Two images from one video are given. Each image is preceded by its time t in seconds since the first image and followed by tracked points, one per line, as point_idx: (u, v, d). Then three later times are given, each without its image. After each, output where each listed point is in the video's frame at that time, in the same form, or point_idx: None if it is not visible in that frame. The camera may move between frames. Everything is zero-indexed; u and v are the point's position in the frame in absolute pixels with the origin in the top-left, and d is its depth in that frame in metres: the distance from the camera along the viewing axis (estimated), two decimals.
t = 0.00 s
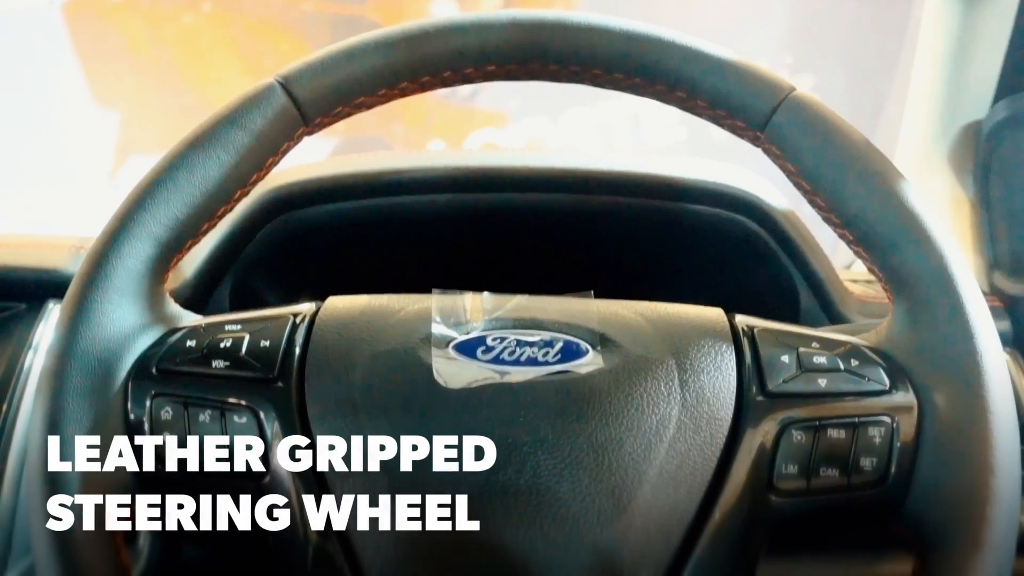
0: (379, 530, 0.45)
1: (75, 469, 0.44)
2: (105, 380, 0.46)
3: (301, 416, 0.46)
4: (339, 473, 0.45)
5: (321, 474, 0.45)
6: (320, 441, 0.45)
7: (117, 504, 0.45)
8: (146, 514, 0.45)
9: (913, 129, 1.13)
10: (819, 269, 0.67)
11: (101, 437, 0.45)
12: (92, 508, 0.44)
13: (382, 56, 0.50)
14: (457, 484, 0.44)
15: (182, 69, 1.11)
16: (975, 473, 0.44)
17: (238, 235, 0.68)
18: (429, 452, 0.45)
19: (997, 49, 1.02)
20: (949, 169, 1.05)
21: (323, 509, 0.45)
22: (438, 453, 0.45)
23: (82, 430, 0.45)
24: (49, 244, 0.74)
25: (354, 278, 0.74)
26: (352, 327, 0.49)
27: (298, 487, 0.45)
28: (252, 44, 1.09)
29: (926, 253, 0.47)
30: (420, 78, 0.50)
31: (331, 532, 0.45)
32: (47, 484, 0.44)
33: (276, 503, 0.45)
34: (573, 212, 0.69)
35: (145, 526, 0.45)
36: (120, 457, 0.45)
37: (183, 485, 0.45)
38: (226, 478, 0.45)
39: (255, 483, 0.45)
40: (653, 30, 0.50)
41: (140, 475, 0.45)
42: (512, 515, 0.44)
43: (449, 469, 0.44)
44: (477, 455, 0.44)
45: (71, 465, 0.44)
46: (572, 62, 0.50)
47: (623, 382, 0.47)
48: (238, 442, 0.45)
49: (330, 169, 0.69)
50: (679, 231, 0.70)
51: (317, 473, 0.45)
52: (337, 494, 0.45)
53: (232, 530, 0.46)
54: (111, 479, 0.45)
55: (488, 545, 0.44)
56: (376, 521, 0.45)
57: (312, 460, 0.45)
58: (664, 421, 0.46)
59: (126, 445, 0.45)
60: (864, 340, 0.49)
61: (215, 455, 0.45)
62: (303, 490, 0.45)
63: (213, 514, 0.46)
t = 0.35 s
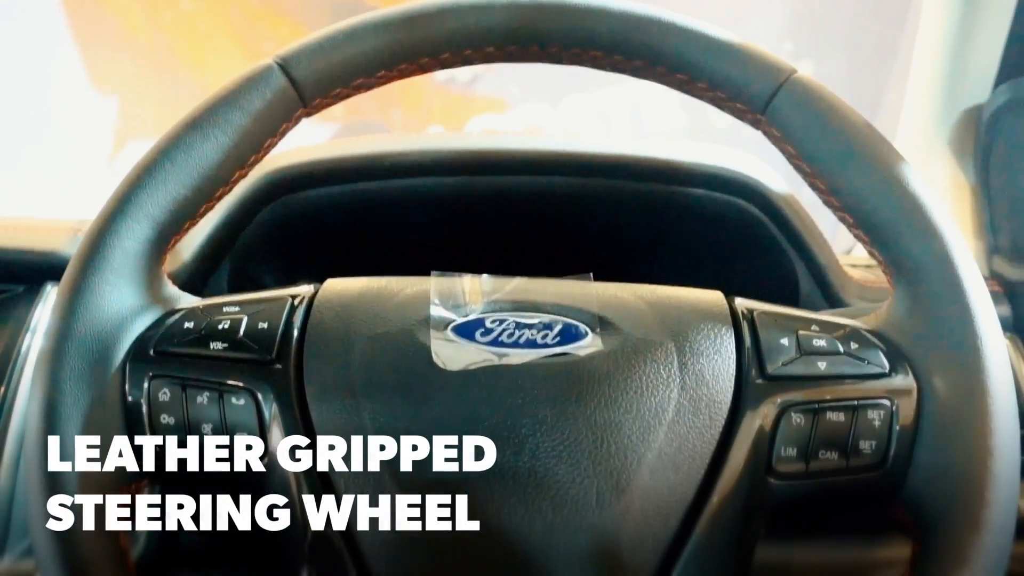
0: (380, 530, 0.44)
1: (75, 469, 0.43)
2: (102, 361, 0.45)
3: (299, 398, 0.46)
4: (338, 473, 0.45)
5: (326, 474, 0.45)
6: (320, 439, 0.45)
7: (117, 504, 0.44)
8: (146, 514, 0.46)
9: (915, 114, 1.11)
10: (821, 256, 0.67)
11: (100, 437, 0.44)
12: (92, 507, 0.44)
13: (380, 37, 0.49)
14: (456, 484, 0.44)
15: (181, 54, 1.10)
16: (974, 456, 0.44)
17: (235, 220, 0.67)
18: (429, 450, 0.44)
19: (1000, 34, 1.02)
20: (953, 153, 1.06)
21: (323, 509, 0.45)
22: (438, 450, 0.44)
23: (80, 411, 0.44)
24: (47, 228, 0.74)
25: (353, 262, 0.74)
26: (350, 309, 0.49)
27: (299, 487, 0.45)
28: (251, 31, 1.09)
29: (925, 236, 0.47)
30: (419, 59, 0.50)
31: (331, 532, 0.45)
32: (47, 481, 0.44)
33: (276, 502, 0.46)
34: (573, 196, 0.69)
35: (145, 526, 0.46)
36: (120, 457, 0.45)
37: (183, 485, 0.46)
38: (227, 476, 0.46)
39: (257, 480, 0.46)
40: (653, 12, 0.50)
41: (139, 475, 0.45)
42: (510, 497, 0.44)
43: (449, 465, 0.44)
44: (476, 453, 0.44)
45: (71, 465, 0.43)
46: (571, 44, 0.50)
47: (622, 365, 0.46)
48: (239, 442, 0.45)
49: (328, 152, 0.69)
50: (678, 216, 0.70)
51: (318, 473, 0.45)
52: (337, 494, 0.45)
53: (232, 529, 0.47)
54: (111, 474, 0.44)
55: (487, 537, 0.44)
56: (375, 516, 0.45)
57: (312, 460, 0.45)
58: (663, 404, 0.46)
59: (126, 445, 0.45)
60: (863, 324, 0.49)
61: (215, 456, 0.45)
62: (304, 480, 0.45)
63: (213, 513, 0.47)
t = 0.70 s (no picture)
0: (379, 530, 0.45)
1: (74, 469, 0.44)
2: (101, 349, 0.45)
3: (297, 386, 0.46)
4: (339, 472, 0.45)
5: (329, 473, 0.45)
6: (320, 439, 0.45)
7: (117, 504, 0.44)
8: (146, 514, 0.46)
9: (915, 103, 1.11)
10: (822, 253, 0.67)
11: (100, 437, 0.44)
12: (92, 507, 0.44)
13: (380, 25, 0.49)
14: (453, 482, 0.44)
15: (178, 43, 1.11)
16: (974, 444, 0.44)
17: (233, 209, 0.67)
18: (429, 450, 0.44)
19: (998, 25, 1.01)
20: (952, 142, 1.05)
21: (324, 509, 0.45)
22: (438, 450, 0.44)
23: (79, 398, 0.44)
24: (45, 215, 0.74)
25: (351, 250, 0.74)
26: (348, 297, 0.49)
27: (298, 487, 0.45)
28: (248, 19, 1.09)
29: (925, 224, 0.47)
30: (418, 48, 0.50)
31: (331, 532, 0.45)
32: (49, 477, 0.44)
33: (276, 502, 0.46)
34: (572, 185, 0.69)
35: (145, 526, 0.46)
36: (120, 457, 0.44)
37: (184, 485, 0.46)
38: (228, 476, 0.45)
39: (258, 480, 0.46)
40: None
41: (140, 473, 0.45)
42: (509, 485, 0.44)
43: (449, 465, 0.44)
44: (476, 454, 0.44)
45: (71, 465, 0.44)
46: (571, 32, 0.50)
47: (621, 354, 0.46)
48: (239, 440, 0.45)
49: (327, 142, 0.69)
50: (676, 205, 0.70)
51: (318, 473, 0.45)
52: (336, 493, 0.45)
53: (232, 530, 0.47)
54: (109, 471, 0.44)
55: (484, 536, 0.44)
56: (375, 516, 0.45)
57: (312, 460, 0.45)
58: (662, 392, 0.46)
59: (126, 445, 0.44)
60: (863, 313, 0.49)
61: (215, 455, 0.45)
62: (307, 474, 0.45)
63: (213, 514, 0.47)
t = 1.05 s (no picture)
0: (379, 530, 0.44)
1: (75, 469, 0.43)
2: (99, 327, 0.45)
3: (296, 364, 0.46)
4: (338, 472, 0.45)
5: (336, 473, 0.45)
6: (320, 439, 0.45)
7: (117, 504, 0.43)
8: (146, 514, 0.46)
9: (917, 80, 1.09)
10: (821, 228, 0.67)
11: (100, 437, 0.43)
12: (92, 506, 0.43)
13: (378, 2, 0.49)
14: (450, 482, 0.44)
15: (176, 24, 1.08)
16: (974, 423, 0.43)
17: (232, 191, 0.67)
18: (429, 450, 0.44)
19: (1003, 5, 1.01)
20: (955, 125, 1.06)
21: (324, 509, 0.45)
22: (438, 450, 0.44)
23: (76, 377, 0.44)
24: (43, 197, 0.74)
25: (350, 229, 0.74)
26: (347, 276, 0.49)
27: (300, 487, 0.45)
28: None
29: (925, 204, 0.47)
30: (416, 26, 0.50)
31: (331, 532, 0.44)
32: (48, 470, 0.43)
33: (276, 502, 0.46)
34: (572, 166, 0.69)
35: (145, 526, 0.46)
36: (120, 457, 0.44)
37: (184, 484, 0.47)
38: (229, 477, 0.46)
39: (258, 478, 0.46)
40: None
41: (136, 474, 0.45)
42: (508, 464, 0.44)
43: (449, 465, 0.44)
44: (477, 454, 0.43)
45: (71, 465, 0.43)
46: (569, 9, 0.49)
47: (621, 332, 0.46)
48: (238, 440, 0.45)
49: (325, 121, 0.69)
50: (676, 187, 0.70)
51: (319, 472, 0.45)
52: (337, 493, 0.45)
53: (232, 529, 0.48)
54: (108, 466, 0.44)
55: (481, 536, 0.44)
56: (375, 517, 0.44)
57: (312, 460, 0.45)
58: (661, 371, 0.46)
59: (126, 445, 0.44)
60: (863, 292, 0.49)
61: (215, 455, 0.45)
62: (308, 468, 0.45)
63: (213, 514, 0.48)
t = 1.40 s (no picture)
0: (380, 530, 0.43)
1: (75, 470, 0.43)
2: (98, 312, 0.45)
3: (295, 349, 0.45)
4: (339, 473, 0.44)
5: (345, 473, 0.44)
6: (320, 439, 0.44)
7: (117, 504, 0.43)
8: (147, 515, 0.46)
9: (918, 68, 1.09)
10: (813, 204, 0.67)
11: (101, 437, 0.44)
12: (92, 507, 0.42)
13: None
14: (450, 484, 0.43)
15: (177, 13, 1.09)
16: (975, 406, 0.43)
17: (231, 176, 0.67)
18: (429, 450, 0.43)
19: None
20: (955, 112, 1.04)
21: (323, 509, 0.44)
22: (438, 450, 0.43)
23: (74, 363, 0.44)
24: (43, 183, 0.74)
25: (349, 214, 0.74)
26: (347, 261, 0.48)
27: (299, 487, 0.44)
28: None
29: (926, 187, 0.47)
30: (416, 10, 0.49)
31: (330, 532, 0.43)
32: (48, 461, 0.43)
33: (276, 502, 0.45)
34: (572, 151, 0.69)
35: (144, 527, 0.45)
36: (120, 457, 0.44)
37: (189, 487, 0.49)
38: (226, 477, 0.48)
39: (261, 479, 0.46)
40: None
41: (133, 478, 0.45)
42: (507, 449, 0.43)
43: (449, 466, 0.43)
44: (476, 454, 0.43)
45: (71, 465, 0.43)
46: None
47: (621, 317, 0.46)
48: (237, 441, 0.45)
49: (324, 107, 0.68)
50: (677, 172, 0.70)
51: (318, 472, 0.44)
52: (337, 493, 0.44)
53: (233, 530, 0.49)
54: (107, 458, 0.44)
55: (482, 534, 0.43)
56: (375, 517, 0.43)
57: (312, 461, 0.44)
58: (662, 355, 0.46)
59: (126, 445, 0.44)
60: (864, 277, 0.49)
61: (215, 455, 0.46)
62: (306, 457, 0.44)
63: (213, 513, 0.49)
